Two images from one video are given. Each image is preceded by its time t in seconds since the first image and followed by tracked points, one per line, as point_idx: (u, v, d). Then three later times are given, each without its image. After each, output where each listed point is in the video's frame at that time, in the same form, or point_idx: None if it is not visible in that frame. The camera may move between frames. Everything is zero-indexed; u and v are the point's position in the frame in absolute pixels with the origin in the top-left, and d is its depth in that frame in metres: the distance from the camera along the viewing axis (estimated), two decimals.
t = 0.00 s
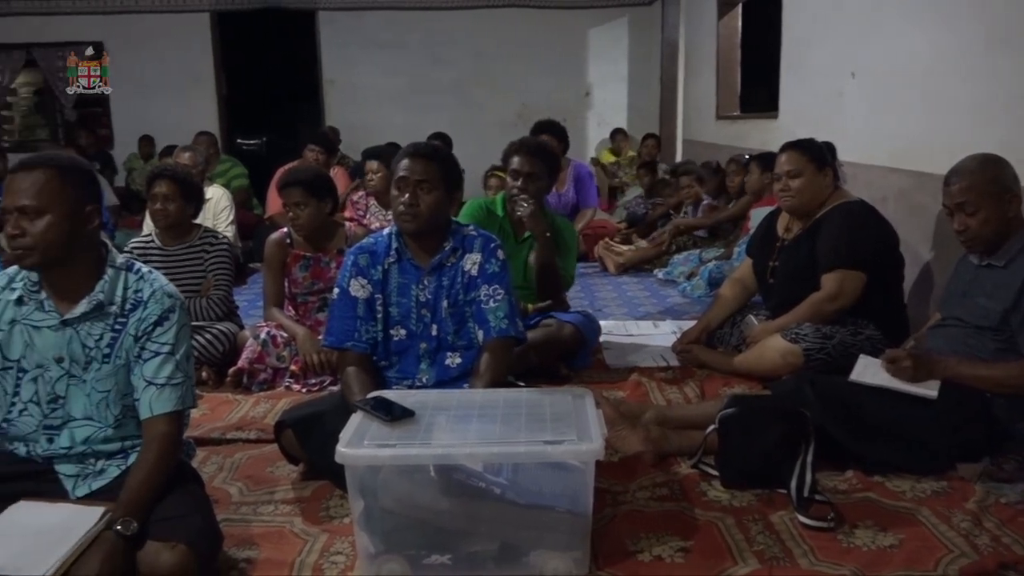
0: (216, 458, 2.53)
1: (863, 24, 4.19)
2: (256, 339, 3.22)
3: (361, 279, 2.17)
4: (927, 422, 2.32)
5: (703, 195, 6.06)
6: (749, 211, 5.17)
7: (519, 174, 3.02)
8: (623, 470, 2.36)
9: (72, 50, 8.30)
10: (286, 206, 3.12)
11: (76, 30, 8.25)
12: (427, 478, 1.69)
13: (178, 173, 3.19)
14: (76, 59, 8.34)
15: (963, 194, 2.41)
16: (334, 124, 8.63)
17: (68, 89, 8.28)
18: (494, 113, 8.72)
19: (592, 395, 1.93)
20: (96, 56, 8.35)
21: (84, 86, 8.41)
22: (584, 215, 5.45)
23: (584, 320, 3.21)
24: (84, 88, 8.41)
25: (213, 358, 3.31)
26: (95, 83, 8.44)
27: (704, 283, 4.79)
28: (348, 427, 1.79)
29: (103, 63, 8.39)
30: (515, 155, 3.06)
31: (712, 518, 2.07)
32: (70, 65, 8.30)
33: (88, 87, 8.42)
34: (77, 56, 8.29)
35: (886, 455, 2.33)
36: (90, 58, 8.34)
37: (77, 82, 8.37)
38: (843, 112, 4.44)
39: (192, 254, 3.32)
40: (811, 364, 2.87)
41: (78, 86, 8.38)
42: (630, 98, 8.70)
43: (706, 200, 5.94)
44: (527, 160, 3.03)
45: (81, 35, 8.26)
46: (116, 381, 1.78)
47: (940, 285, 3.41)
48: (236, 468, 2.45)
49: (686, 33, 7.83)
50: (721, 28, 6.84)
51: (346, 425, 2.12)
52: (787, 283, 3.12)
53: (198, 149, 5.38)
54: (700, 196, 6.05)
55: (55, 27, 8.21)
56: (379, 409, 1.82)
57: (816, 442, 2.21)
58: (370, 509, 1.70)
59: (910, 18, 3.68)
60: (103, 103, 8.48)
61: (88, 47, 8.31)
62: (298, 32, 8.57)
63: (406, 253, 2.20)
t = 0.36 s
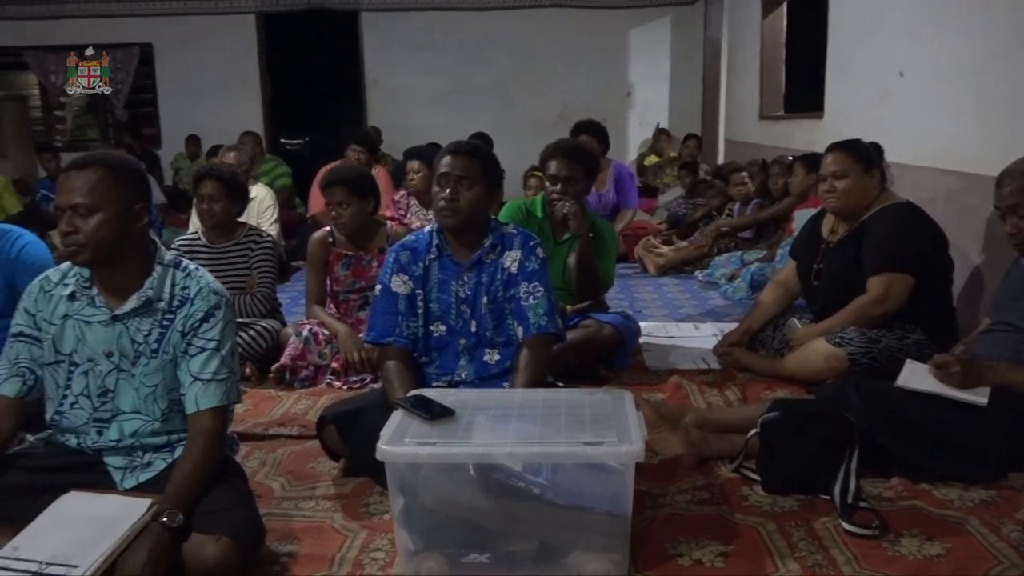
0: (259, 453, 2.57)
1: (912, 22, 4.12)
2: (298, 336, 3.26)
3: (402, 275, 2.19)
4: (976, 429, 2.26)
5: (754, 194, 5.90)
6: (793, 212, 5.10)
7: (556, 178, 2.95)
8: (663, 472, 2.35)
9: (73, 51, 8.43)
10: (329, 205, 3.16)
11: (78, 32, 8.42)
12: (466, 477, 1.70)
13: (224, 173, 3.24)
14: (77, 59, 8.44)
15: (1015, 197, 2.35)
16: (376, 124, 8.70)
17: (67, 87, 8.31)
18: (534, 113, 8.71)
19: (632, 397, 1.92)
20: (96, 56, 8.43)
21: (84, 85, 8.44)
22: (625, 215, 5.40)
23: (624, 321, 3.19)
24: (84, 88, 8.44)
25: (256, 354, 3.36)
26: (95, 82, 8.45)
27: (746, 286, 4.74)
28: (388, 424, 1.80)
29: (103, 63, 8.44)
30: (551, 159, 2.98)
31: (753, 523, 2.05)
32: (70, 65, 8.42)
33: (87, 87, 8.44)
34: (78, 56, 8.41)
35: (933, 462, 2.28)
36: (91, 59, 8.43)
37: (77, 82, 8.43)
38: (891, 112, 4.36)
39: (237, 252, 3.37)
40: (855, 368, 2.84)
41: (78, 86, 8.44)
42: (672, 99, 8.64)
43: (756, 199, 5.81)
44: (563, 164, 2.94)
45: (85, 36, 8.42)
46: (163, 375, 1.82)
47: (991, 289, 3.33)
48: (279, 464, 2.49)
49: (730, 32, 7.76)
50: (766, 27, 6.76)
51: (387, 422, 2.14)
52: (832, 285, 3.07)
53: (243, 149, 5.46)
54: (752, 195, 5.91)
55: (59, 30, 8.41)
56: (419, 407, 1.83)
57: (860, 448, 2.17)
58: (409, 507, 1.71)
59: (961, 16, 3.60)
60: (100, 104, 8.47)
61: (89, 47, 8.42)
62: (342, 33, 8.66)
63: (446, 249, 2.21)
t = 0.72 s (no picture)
0: (312, 448, 2.61)
1: (977, 20, 4.00)
2: (350, 333, 3.31)
3: (453, 273, 2.20)
4: None
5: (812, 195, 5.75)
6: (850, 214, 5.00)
7: (608, 181, 2.95)
8: (713, 477, 2.32)
9: (74, 51, 8.80)
10: (382, 204, 3.19)
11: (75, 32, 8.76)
12: (515, 477, 1.70)
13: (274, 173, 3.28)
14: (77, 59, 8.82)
15: None
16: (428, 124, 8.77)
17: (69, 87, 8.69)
18: (586, 112, 8.68)
19: (683, 400, 1.90)
20: (95, 57, 8.77)
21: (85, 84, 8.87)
22: (677, 217, 5.34)
23: (675, 323, 3.17)
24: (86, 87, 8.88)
25: (310, 350, 3.41)
26: (95, 82, 8.89)
27: (801, 289, 4.67)
28: (438, 422, 1.81)
29: (102, 64, 8.78)
30: (602, 162, 2.99)
31: (806, 530, 2.01)
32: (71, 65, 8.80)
33: (87, 86, 8.87)
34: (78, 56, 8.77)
35: (995, 473, 2.22)
36: (90, 59, 8.78)
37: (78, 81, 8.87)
38: (955, 113, 4.25)
39: (292, 250, 3.43)
40: (914, 375, 2.79)
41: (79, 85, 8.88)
42: (725, 99, 8.53)
43: (815, 201, 5.64)
44: (617, 168, 2.94)
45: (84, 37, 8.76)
46: (220, 370, 1.85)
47: None
48: (330, 459, 2.52)
49: (786, 31, 7.64)
50: (823, 25, 6.64)
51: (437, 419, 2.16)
52: (890, 289, 3.00)
53: (297, 148, 5.55)
54: (810, 196, 5.73)
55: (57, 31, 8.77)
56: (469, 406, 1.84)
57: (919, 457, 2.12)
58: (459, 505, 1.72)
59: None
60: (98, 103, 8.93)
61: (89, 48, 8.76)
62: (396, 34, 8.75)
63: (498, 247, 2.22)
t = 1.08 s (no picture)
0: (364, 444, 2.64)
1: None
2: (403, 332, 3.33)
3: (505, 272, 2.21)
4: None
5: (874, 196, 5.61)
6: (911, 217, 4.87)
7: (662, 183, 2.91)
8: (766, 483, 2.29)
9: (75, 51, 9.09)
10: (435, 203, 3.21)
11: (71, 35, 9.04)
12: (566, 477, 1.69)
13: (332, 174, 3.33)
14: (77, 60, 9.09)
15: None
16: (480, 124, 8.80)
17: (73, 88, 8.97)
18: (639, 113, 8.62)
19: (737, 404, 1.87)
20: (95, 56, 9.08)
21: (84, 85, 9.14)
22: (731, 218, 5.27)
23: (728, 327, 3.13)
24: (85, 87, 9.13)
25: (363, 348, 3.46)
26: (96, 82, 9.17)
27: (858, 293, 4.56)
28: (489, 421, 1.82)
29: (101, 64, 9.09)
30: (656, 163, 2.94)
31: (862, 540, 1.97)
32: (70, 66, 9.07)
33: (87, 86, 9.13)
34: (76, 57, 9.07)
35: None
36: (89, 59, 9.07)
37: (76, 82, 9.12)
38: None
39: (347, 249, 3.48)
40: (977, 383, 2.70)
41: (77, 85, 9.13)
42: (782, 99, 8.36)
43: (878, 202, 5.51)
44: (671, 168, 2.91)
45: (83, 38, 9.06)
46: (276, 365, 1.89)
47: None
48: (382, 455, 2.55)
49: (846, 30, 7.48)
50: (886, 22, 6.51)
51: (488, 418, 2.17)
52: (953, 294, 2.92)
53: (351, 148, 5.62)
54: (872, 197, 5.59)
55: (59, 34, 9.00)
56: (519, 406, 1.84)
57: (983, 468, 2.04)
58: (509, 504, 1.72)
59: None
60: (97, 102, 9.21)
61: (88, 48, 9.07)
62: (450, 35, 8.80)
63: (550, 247, 2.21)
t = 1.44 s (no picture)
0: (413, 442, 2.66)
1: None
2: (452, 330, 3.35)
3: (555, 273, 2.20)
4: None
5: (935, 198, 5.46)
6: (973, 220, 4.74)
7: (714, 185, 2.87)
8: (819, 489, 2.24)
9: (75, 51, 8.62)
10: (485, 202, 3.22)
11: (77, 33, 8.61)
12: (614, 479, 1.68)
13: (386, 173, 3.35)
14: (78, 60, 8.66)
15: None
16: (530, 124, 8.80)
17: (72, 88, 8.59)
18: (690, 113, 8.53)
19: (790, 408, 1.84)
20: (95, 57, 8.84)
21: (85, 85, 8.80)
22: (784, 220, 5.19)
23: (781, 331, 3.08)
24: (88, 88, 8.81)
25: (412, 346, 3.49)
26: (95, 82, 8.87)
27: (916, 297, 4.46)
28: (538, 422, 1.82)
29: (102, 64, 8.91)
30: (708, 165, 2.91)
31: (919, 550, 1.92)
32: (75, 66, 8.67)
33: (89, 87, 8.82)
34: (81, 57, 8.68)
35: None
36: (91, 59, 8.79)
37: (80, 82, 8.74)
38: None
39: (399, 249, 3.51)
40: None
41: (80, 86, 8.76)
42: (838, 99, 8.17)
43: (938, 205, 5.36)
44: (723, 170, 2.87)
45: (89, 38, 8.76)
46: (328, 362, 1.91)
47: None
48: (430, 453, 2.57)
49: (906, 28, 7.28)
50: (947, 20, 6.33)
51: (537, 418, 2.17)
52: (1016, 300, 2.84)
53: (403, 148, 5.67)
54: (933, 198, 5.44)
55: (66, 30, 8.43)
56: (568, 407, 1.83)
57: None
58: (557, 504, 1.72)
59: None
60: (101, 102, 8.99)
61: (90, 48, 8.77)
62: (500, 35, 8.82)
63: (600, 248, 2.20)
